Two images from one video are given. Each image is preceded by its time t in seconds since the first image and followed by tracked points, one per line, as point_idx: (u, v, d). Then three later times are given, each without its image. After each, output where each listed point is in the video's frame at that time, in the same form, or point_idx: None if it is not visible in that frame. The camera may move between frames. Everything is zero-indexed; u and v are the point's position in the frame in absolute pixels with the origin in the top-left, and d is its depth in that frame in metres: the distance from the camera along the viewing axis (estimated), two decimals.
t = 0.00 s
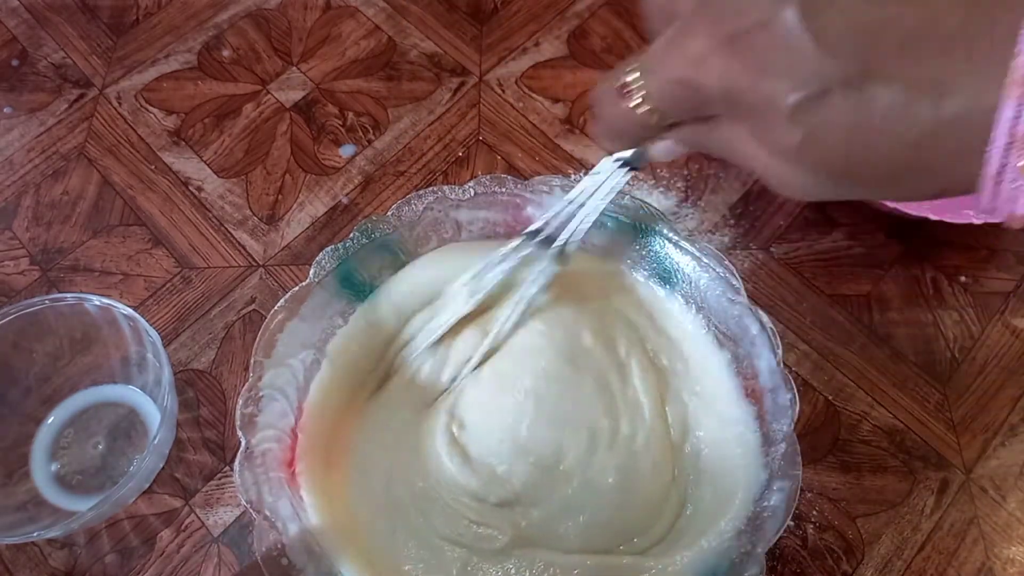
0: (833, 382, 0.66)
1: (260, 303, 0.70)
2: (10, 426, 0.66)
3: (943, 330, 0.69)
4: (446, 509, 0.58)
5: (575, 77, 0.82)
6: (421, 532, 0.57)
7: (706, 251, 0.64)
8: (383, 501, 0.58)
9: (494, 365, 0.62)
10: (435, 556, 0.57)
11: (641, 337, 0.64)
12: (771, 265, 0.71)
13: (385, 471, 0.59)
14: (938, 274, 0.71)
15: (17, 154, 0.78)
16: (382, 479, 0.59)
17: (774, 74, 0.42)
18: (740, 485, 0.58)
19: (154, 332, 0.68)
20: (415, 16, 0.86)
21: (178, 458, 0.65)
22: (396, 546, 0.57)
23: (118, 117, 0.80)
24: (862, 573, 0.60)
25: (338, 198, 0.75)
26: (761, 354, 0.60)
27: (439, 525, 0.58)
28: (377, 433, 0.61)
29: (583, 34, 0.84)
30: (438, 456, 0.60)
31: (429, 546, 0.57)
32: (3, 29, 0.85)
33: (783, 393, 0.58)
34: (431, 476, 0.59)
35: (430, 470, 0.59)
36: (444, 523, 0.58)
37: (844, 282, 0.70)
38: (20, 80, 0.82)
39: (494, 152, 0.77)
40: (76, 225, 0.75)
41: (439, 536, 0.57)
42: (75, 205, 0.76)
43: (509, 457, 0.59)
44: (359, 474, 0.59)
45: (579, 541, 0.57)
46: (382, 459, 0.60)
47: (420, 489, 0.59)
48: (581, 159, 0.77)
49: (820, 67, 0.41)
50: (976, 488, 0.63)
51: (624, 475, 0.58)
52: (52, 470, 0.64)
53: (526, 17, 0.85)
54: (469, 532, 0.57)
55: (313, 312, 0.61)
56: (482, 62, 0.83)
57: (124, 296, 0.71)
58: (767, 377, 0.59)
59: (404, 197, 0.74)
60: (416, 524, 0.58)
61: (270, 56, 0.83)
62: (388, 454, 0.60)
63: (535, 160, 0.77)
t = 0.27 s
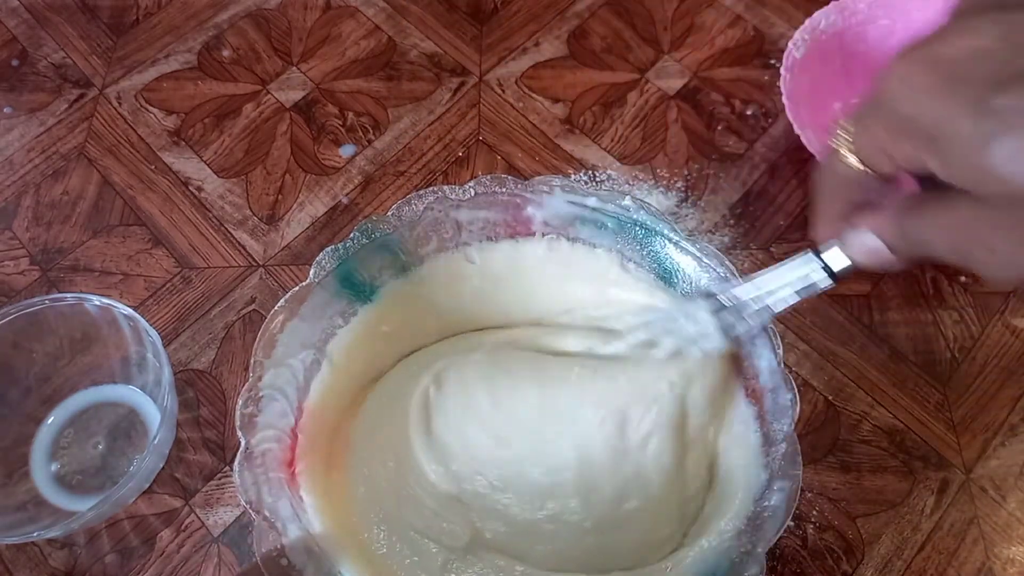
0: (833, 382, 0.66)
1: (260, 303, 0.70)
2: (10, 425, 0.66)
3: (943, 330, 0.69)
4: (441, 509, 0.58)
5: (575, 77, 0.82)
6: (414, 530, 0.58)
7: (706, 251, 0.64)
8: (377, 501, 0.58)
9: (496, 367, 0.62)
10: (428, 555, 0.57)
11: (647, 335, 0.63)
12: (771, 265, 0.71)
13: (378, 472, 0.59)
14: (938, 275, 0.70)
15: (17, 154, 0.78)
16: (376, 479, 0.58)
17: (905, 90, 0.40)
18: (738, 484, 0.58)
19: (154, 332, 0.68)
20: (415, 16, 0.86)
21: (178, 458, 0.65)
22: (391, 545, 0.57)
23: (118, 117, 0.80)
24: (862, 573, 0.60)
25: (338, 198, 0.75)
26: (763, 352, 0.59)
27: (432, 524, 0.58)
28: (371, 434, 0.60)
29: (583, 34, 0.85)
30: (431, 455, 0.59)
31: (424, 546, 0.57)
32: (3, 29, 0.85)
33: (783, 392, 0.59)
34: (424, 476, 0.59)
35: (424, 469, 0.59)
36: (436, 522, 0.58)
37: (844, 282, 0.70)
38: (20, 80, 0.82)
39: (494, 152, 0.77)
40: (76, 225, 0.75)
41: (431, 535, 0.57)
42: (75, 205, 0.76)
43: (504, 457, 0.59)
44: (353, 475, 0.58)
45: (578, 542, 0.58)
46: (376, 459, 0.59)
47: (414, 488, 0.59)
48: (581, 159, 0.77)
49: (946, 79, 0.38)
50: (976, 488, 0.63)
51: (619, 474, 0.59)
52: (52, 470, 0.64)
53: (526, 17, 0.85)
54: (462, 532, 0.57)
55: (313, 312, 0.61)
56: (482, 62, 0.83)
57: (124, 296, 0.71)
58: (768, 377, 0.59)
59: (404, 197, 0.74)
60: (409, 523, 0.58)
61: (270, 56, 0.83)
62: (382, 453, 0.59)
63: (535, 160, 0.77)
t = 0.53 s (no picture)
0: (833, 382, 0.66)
1: (260, 303, 0.70)
2: (11, 425, 0.66)
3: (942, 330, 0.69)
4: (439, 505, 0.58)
5: (575, 77, 0.82)
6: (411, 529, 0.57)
7: (706, 252, 0.64)
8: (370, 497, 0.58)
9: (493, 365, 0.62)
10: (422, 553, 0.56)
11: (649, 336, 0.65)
12: (771, 265, 0.71)
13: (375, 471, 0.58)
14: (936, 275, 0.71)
15: (17, 154, 0.78)
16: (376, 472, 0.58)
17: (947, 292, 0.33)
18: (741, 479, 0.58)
19: (154, 331, 0.68)
20: (415, 17, 0.86)
21: (178, 458, 0.65)
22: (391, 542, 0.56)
23: (118, 117, 0.80)
24: (862, 573, 0.60)
25: (338, 198, 0.75)
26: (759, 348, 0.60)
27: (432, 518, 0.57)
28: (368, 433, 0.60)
29: (583, 34, 0.85)
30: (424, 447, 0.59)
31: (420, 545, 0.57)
32: (3, 29, 0.85)
33: (782, 392, 0.58)
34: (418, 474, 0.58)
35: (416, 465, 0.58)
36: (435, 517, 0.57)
37: (842, 282, 0.70)
38: (20, 80, 0.82)
39: (494, 152, 0.77)
40: (76, 225, 0.75)
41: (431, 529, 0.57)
42: (75, 205, 0.76)
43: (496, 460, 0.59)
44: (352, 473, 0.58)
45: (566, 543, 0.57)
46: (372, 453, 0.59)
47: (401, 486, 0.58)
48: (581, 159, 0.77)
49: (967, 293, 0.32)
50: (976, 488, 0.63)
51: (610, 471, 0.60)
52: (52, 470, 0.64)
53: (526, 17, 0.86)
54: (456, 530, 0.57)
55: (314, 312, 0.62)
56: (483, 62, 0.83)
57: (124, 296, 0.71)
58: (767, 377, 0.59)
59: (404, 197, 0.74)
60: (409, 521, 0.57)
61: (271, 56, 0.83)
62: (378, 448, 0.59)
63: (534, 160, 0.77)
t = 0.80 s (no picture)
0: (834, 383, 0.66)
1: (260, 303, 0.70)
2: (10, 425, 0.66)
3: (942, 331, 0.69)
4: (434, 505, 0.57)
5: (575, 77, 0.82)
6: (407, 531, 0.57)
7: (705, 252, 0.65)
8: (372, 492, 0.57)
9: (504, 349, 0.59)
10: (423, 546, 0.56)
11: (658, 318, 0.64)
12: (771, 265, 0.71)
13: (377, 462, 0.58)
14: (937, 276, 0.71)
15: (17, 154, 0.78)
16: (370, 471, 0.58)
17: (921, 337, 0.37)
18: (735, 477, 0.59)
19: (154, 332, 0.68)
20: (415, 17, 0.86)
21: (178, 458, 0.65)
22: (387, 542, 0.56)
23: (119, 117, 0.80)
24: (862, 573, 0.60)
25: (338, 198, 0.75)
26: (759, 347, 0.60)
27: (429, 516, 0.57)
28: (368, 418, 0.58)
29: (583, 34, 0.85)
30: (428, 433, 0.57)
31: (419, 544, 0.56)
32: (3, 29, 0.85)
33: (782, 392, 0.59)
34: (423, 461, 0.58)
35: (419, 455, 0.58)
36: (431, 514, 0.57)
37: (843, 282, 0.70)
38: (20, 80, 0.82)
39: (494, 152, 0.77)
40: (76, 225, 0.75)
41: (426, 527, 0.57)
42: (75, 205, 0.76)
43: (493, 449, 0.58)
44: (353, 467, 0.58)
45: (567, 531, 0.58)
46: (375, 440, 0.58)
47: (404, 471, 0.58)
48: (581, 159, 0.77)
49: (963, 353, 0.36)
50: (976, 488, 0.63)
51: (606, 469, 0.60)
52: (52, 470, 0.64)
53: (526, 17, 0.86)
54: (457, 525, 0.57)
55: (313, 312, 0.61)
56: (482, 62, 0.83)
57: (124, 296, 0.71)
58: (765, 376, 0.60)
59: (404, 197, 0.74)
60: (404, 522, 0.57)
61: (271, 56, 0.83)
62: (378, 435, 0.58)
63: (534, 160, 0.77)
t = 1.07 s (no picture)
0: (834, 383, 0.66)
1: (260, 303, 0.70)
2: (10, 425, 0.66)
3: (942, 330, 0.69)
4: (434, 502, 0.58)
5: (575, 77, 0.82)
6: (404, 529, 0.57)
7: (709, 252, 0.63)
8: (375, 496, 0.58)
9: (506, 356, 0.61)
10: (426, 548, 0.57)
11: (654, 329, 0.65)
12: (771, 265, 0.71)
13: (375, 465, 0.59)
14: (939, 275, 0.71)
15: (17, 154, 0.78)
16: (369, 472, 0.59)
17: None
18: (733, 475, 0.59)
19: (154, 331, 0.68)
20: (415, 16, 0.86)
21: (178, 458, 0.65)
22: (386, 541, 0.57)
23: (119, 117, 0.80)
24: (862, 573, 0.60)
25: (338, 198, 0.75)
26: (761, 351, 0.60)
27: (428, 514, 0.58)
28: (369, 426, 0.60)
29: (583, 34, 0.85)
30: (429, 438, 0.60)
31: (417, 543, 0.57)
32: (3, 29, 0.85)
33: (783, 393, 0.59)
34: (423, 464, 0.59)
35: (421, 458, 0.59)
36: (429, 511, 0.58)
37: (844, 282, 0.70)
38: (20, 80, 0.82)
39: (494, 152, 0.77)
40: (76, 225, 0.75)
41: (424, 526, 0.57)
42: (75, 205, 0.76)
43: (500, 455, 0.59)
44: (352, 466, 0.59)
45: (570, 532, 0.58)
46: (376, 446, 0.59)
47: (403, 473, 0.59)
48: (581, 159, 0.77)
49: None
50: (976, 488, 0.63)
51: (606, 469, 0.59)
52: (52, 470, 0.64)
53: (526, 18, 0.86)
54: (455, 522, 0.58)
55: (313, 312, 0.62)
56: (482, 62, 0.83)
57: (124, 296, 0.71)
58: (767, 377, 0.60)
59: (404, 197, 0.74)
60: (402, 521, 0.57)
61: (270, 56, 0.83)
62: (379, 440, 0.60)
63: (534, 160, 0.77)
